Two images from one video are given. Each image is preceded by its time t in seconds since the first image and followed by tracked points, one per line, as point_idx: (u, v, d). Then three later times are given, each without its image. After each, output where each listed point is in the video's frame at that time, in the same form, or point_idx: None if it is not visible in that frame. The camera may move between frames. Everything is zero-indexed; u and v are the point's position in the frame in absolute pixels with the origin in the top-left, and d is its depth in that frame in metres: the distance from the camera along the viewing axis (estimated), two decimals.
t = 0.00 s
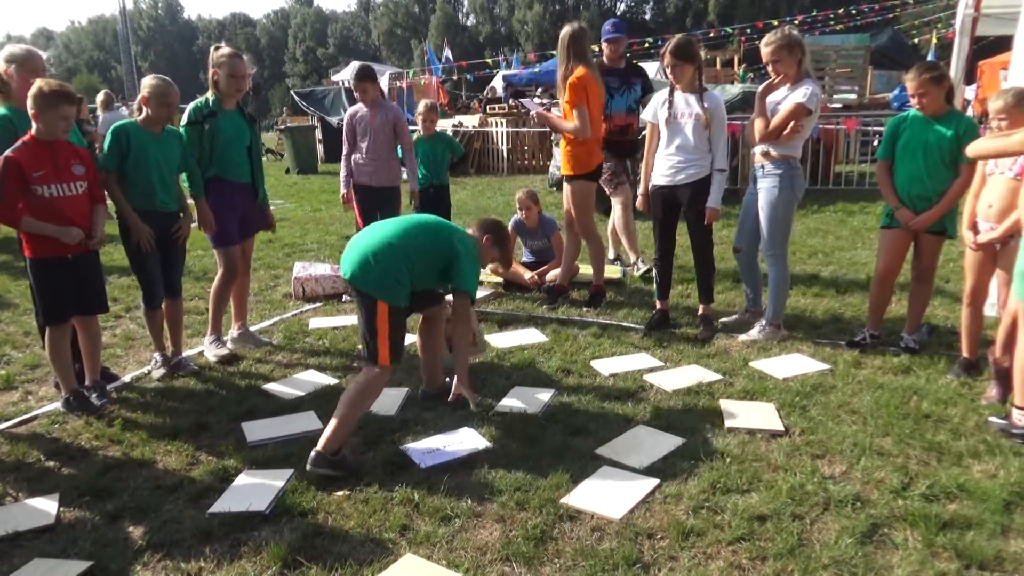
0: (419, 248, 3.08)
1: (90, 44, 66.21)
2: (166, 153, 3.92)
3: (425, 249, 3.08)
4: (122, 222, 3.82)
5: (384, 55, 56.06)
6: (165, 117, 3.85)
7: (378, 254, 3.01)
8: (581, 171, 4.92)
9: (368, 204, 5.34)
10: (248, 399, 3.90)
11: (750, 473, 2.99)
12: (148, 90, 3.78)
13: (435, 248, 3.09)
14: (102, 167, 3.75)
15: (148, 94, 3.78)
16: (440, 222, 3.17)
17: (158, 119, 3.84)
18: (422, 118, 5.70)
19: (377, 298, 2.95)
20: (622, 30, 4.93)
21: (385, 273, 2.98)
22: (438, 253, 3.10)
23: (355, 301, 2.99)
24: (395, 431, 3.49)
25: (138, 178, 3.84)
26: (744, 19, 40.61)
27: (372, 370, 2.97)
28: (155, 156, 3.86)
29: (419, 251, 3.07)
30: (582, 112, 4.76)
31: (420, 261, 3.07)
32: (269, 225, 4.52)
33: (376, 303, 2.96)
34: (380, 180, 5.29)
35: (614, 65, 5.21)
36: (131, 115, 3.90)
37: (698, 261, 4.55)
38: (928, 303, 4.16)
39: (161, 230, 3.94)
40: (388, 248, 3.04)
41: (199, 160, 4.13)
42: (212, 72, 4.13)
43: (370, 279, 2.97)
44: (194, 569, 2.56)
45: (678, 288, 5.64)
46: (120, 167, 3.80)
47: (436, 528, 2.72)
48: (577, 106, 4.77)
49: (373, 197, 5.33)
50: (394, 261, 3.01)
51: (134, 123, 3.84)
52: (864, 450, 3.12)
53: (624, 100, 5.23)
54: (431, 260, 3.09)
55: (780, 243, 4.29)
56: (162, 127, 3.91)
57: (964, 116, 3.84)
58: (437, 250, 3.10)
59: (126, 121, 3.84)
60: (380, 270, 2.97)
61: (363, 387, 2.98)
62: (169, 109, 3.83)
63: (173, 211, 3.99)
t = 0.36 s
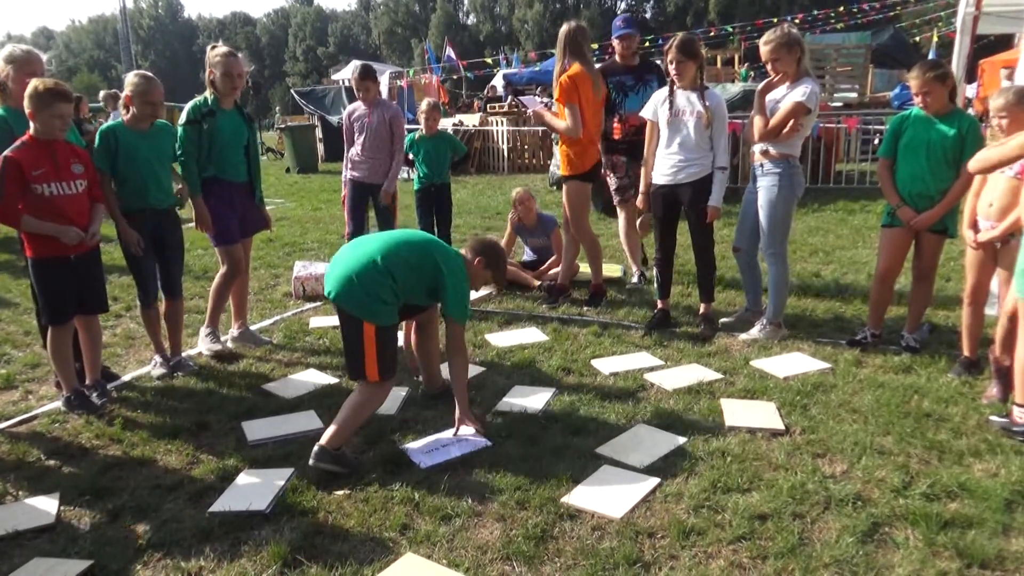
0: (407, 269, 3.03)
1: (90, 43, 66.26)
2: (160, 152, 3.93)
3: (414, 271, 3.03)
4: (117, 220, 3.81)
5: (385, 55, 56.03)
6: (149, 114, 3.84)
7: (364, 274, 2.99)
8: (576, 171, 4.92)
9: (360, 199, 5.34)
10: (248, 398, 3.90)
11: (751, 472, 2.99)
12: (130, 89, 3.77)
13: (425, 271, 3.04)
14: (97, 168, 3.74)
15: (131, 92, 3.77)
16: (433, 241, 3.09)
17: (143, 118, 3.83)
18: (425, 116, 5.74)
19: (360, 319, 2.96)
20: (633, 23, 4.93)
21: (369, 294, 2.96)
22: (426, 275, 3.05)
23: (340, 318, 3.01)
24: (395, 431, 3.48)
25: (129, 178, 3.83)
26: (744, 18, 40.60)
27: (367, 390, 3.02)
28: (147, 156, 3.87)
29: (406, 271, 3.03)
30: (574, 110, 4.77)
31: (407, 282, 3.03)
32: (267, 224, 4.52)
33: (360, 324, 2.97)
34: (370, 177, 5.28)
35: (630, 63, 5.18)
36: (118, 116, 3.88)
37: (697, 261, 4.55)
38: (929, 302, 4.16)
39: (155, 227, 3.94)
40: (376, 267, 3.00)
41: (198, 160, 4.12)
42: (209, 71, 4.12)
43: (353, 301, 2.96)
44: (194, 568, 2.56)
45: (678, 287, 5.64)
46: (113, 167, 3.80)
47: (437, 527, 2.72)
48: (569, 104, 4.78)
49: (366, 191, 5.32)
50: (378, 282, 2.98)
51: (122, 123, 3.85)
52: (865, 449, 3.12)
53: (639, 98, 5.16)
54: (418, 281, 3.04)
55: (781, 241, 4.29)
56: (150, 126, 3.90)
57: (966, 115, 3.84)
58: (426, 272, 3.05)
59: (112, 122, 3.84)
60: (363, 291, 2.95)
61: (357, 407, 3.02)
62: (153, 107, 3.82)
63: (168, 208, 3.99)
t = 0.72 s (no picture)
0: (393, 249, 3.01)
1: (90, 43, 66.33)
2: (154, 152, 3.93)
3: (400, 251, 3.02)
4: (115, 219, 3.81)
5: (385, 53, 56.00)
6: (137, 113, 3.81)
7: (351, 261, 2.98)
8: (575, 170, 4.92)
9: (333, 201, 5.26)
10: (249, 397, 3.90)
11: (751, 470, 2.99)
12: (117, 87, 3.74)
13: (411, 249, 3.03)
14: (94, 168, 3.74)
15: (117, 90, 3.74)
16: (416, 216, 3.07)
17: (131, 117, 3.80)
18: (426, 115, 5.73)
19: (353, 308, 2.96)
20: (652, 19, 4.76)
21: (357, 281, 2.95)
22: (413, 252, 3.03)
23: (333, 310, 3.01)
24: (395, 429, 3.48)
25: (125, 180, 3.83)
26: (745, 16, 40.57)
27: (366, 388, 3.01)
28: (140, 157, 3.86)
29: (393, 252, 3.01)
30: (576, 110, 4.77)
31: (393, 264, 3.02)
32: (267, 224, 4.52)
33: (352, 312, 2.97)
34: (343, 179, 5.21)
35: (646, 59, 5.07)
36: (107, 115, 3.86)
37: (697, 259, 4.55)
38: (930, 299, 4.16)
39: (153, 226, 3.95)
40: (361, 254, 2.99)
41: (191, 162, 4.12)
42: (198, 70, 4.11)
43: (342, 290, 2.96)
44: (194, 567, 2.56)
45: (678, 286, 5.64)
46: (110, 168, 3.79)
47: (437, 526, 2.71)
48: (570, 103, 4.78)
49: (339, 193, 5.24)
50: (366, 267, 2.97)
51: (113, 123, 3.81)
52: (865, 447, 3.12)
53: (639, 97, 5.14)
54: (405, 261, 3.03)
55: (780, 240, 4.29)
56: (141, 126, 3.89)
57: (968, 113, 3.83)
58: (412, 249, 3.03)
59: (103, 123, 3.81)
60: (352, 280, 2.94)
61: (352, 404, 3.01)
62: (142, 105, 3.79)
63: (165, 207, 4.00)
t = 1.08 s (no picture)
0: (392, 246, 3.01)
1: (89, 42, 66.29)
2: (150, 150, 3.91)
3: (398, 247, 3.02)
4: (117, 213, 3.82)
5: (385, 52, 55.96)
6: (131, 111, 3.79)
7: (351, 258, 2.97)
8: (580, 166, 4.93)
9: (291, 207, 5.09)
10: (249, 396, 3.90)
11: (751, 468, 2.98)
12: (110, 85, 3.72)
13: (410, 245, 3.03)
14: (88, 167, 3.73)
15: (110, 88, 3.72)
16: (410, 213, 3.08)
17: (124, 114, 3.78)
18: (425, 113, 5.71)
19: (358, 306, 2.95)
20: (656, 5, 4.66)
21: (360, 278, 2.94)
22: (410, 248, 3.04)
23: (337, 309, 3.00)
24: (395, 428, 3.48)
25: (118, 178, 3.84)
26: (745, 15, 40.54)
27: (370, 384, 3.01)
28: (135, 156, 3.84)
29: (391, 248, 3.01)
30: (587, 105, 4.79)
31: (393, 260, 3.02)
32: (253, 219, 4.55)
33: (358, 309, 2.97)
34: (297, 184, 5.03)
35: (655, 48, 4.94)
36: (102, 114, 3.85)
37: (697, 257, 4.54)
38: (930, 297, 4.16)
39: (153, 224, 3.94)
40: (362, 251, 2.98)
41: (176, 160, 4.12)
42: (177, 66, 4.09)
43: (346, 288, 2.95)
44: (194, 566, 2.56)
45: (678, 284, 5.64)
46: (102, 167, 3.79)
47: (437, 525, 2.71)
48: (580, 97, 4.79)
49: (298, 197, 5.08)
50: (368, 265, 2.96)
51: (106, 122, 3.80)
52: (865, 446, 3.12)
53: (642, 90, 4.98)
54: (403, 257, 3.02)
55: (782, 238, 4.29)
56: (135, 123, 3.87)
57: (967, 111, 3.82)
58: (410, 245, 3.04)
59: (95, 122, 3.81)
60: (355, 278, 2.93)
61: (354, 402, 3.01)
62: (136, 103, 3.78)
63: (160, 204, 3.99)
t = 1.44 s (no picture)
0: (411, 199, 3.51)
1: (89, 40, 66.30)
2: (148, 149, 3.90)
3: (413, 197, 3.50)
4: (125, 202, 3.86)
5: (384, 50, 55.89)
6: (131, 109, 3.78)
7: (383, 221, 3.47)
8: (579, 163, 4.94)
9: (275, 207, 5.03)
10: (249, 395, 3.90)
11: (751, 467, 2.98)
12: (111, 83, 3.72)
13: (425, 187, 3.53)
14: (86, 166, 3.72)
15: (111, 86, 3.72)
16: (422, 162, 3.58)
17: (123, 112, 3.76)
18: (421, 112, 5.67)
19: (407, 247, 3.47)
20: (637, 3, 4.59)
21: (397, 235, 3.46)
22: (432, 190, 3.56)
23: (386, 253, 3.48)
24: (395, 426, 3.48)
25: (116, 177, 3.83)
26: (745, 13, 40.47)
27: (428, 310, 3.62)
28: (131, 154, 3.83)
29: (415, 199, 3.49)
30: (589, 103, 4.88)
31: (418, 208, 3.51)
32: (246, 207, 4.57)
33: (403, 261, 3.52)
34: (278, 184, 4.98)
35: (641, 46, 4.78)
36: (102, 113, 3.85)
37: (698, 255, 4.54)
38: (930, 295, 4.15)
39: (154, 220, 3.93)
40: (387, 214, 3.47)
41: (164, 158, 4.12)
42: (161, 65, 4.08)
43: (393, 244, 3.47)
44: (194, 565, 2.56)
45: (678, 282, 5.63)
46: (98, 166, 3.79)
47: (436, 523, 2.71)
48: (581, 96, 4.88)
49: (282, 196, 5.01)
50: (408, 210, 3.47)
51: (105, 121, 3.80)
52: (865, 444, 3.11)
53: (633, 88, 4.82)
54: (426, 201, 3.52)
55: (782, 236, 4.28)
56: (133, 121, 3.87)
57: (967, 109, 3.81)
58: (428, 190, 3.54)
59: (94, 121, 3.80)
60: (402, 224, 3.44)
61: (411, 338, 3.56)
62: (136, 101, 3.76)
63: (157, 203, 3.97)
